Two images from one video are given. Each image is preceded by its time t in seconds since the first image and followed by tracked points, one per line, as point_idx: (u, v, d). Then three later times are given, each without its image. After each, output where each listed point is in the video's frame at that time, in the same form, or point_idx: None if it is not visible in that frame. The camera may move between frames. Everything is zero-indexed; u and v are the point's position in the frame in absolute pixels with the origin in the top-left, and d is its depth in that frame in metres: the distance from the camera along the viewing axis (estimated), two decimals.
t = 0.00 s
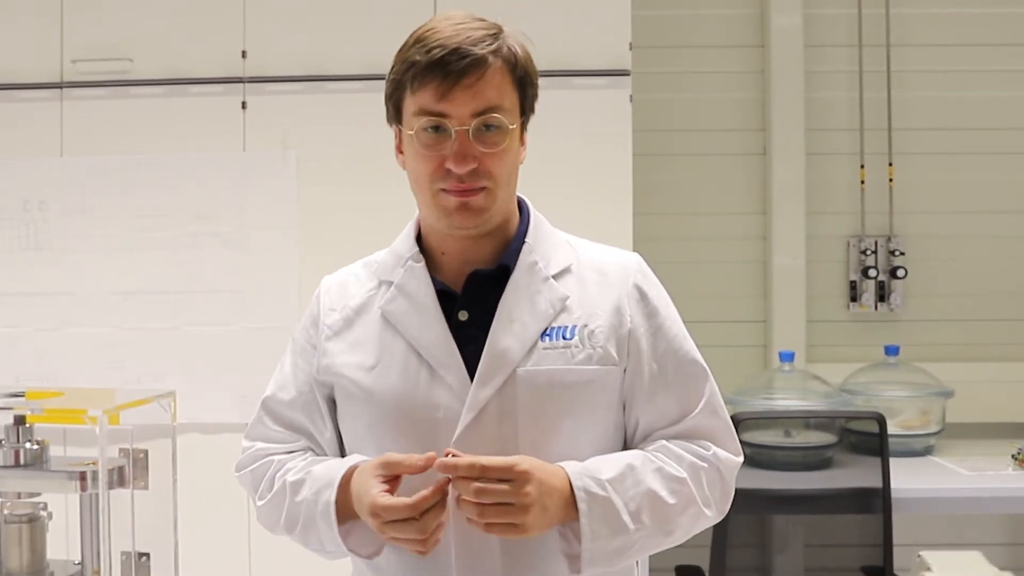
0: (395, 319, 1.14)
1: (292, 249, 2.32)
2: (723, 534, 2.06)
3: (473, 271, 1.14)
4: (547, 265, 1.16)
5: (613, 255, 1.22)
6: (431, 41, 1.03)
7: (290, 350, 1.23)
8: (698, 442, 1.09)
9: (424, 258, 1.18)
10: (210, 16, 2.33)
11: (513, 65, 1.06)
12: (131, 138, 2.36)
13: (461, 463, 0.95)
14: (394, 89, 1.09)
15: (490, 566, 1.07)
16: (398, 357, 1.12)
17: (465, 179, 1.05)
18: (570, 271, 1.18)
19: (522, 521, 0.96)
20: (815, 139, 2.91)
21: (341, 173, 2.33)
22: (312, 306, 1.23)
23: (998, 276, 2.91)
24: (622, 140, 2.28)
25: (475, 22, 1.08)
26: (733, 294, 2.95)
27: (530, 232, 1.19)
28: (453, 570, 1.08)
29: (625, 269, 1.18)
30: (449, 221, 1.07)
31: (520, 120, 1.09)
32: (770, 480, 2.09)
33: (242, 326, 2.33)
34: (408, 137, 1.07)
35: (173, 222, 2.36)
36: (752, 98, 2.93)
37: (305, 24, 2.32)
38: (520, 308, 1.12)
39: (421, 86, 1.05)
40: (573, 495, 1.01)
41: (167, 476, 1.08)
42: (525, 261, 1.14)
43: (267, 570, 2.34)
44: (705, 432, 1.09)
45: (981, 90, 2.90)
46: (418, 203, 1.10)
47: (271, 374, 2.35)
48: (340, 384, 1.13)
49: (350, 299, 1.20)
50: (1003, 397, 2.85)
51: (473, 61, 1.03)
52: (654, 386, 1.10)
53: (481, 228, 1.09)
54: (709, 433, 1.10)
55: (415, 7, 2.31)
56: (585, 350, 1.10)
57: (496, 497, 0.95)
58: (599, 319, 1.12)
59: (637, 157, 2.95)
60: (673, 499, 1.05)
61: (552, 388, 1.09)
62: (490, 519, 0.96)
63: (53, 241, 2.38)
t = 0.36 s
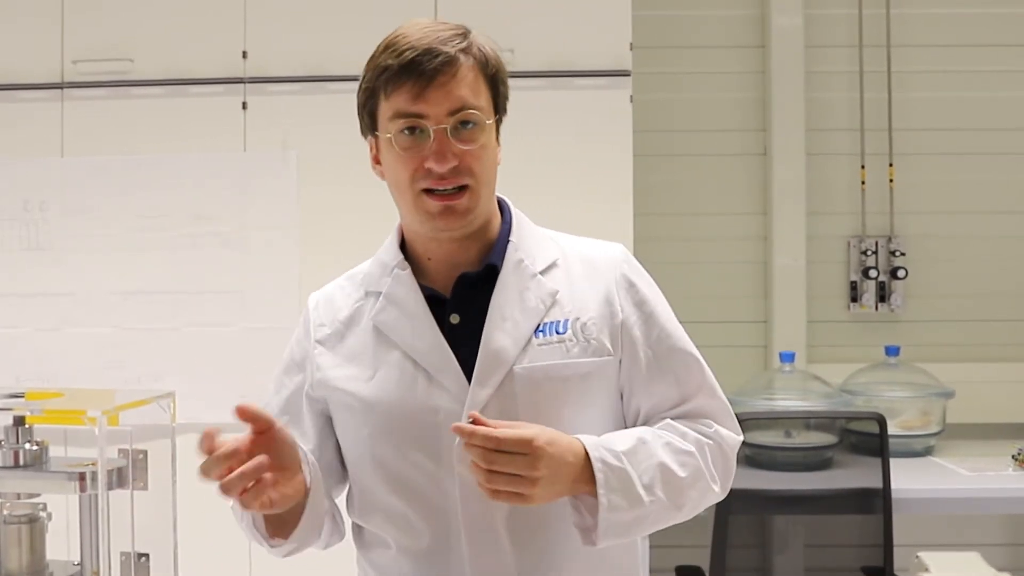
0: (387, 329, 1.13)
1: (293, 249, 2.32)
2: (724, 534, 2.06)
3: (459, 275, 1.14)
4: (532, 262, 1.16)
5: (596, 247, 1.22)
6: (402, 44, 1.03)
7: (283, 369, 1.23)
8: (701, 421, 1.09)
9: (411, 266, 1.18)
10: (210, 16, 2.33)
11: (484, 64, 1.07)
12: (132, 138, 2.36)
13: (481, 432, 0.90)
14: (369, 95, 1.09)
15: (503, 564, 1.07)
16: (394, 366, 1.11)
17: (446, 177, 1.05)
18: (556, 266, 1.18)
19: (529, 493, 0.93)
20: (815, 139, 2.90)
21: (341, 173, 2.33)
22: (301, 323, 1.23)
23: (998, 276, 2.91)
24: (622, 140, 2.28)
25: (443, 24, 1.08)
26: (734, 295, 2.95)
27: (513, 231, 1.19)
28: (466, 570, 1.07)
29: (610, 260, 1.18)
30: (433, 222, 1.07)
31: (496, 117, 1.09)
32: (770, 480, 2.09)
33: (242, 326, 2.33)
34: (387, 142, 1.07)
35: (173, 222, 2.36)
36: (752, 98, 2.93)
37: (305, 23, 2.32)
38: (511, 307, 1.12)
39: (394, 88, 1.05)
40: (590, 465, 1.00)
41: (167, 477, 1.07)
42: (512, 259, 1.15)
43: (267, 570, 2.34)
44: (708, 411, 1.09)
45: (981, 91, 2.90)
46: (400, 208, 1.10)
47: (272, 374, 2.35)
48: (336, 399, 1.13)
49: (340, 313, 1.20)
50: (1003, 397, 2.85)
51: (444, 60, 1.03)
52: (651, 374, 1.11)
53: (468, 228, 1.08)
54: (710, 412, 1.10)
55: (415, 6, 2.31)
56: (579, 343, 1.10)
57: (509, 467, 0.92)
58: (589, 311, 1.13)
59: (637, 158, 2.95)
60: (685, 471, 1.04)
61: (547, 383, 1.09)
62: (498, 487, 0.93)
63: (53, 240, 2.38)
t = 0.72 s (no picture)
0: (390, 322, 1.13)
1: (292, 249, 2.33)
2: (723, 534, 2.06)
3: (470, 272, 1.15)
4: (542, 266, 1.16)
5: (606, 256, 1.22)
6: (446, 47, 1.01)
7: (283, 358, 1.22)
8: (702, 436, 1.11)
9: (418, 260, 1.19)
10: (210, 16, 2.34)
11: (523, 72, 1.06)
12: (132, 138, 2.36)
13: (604, 429, 0.92)
14: (401, 93, 1.07)
15: (494, 566, 1.07)
16: (396, 360, 1.11)
17: (479, 186, 1.05)
18: (565, 272, 1.18)
19: (609, 492, 0.96)
20: (815, 139, 2.91)
21: (341, 174, 2.33)
22: (304, 312, 1.23)
23: (998, 276, 2.91)
24: (622, 141, 2.28)
25: (480, 26, 1.07)
26: (733, 295, 2.95)
27: (525, 234, 1.19)
28: (454, 570, 1.08)
29: (620, 270, 1.18)
30: (460, 227, 1.06)
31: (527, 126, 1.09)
32: (770, 480, 2.09)
33: (242, 326, 2.34)
34: (421, 143, 1.05)
35: (174, 223, 2.36)
36: (752, 98, 2.93)
37: (305, 24, 2.32)
38: (517, 309, 1.12)
39: (435, 92, 1.03)
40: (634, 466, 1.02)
41: (167, 476, 1.08)
42: (520, 262, 1.15)
43: (267, 570, 2.34)
44: (711, 426, 1.11)
45: (981, 91, 2.90)
46: (425, 207, 1.09)
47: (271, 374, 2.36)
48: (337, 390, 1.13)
49: (344, 305, 1.19)
50: (1003, 397, 2.85)
51: (490, 69, 1.02)
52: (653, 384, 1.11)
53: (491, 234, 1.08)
54: (711, 428, 1.11)
55: (415, 7, 2.31)
56: (583, 350, 1.10)
57: (609, 465, 0.94)
58: (595, 319, 1.13)
59: (637, 158, 2.95)
60: (705, 478, 1.06)
61: (548, 388, 1.09)
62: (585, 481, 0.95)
63: (53, 240, 2.39)
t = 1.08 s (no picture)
0: (394, 320, 1.13)
1: (292, 249, 2.33)
2: (722, 535, 2.07)
3: (474, 272, 1.14)
4: (544, 266, 1.16)
5: (606, 256, 1.23)
6: (451, 54, 1.01)
7: (278, 352, 1.20)
8: (698, 437, 1.11)
9: (418, 258, 1.18)
10: (210, 16, 2.34)
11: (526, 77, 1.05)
12: (132, 138, 2.36)
13: (580, 405, 0.93)
14: (404, 97, 1.07)
15: (496, 564, 1.07)
16: (400, 359, 1.12)
17: (482, 194, 1.05)
18: (565, 272, 1.18)
19: (604, 477, 0.96)
20: (815, 140, 2.91)
21: (342, 174, 2.33)
22: (300, 307, 1.21)
23: (998, 276, 2.91)
24: (623, 141, 2.28)
25: (484, 29, 1.06)
26: (733, 295, 2.95)
27: (525, 234, 1.19)
28: (457, 569, 1.07)
29: (620, 271, 1.19)
30: (463, 234, 1.07)
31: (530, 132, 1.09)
32: (770, 480, 2.09)
33: (242, 327, 2.34)
34: (424, 150, 1.05)
35: (174, 223, 2.36)
36: (752, 98, 2.93)
37: (305, 24, 2.32)
38: (520, 309, 1.12)
39: (439, 100, 1.03)
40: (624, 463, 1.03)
41: (167, 475, 1.08)
42: (523, 262, 1.15)
43: (267, 570, 2.34)
44: (705, 428, 1.11)
45: (981, 92, 2.90)
46: (427, 213, 1.09)
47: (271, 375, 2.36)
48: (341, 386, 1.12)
49: (343, 301, 1.18)
50: (1004, 398, 2.85)
51: (495, 76, 1.01)
52: (654, 385, 1.12)
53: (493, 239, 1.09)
54: (709, 429, 1.12)
55: (415, 7, 2.31)
56: (585, 350, 1.11)
57: (597, 445, 0.95)
58: (597, 320, 1.13)
59: (637, 158, 2.96)
60: (697, 478, 1.07)
61: (550, 389, 1.09)
62: (578, 466, 0.95)
63: (54, 241, 2.39)
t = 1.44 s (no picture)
0: (392, 323, 1.13)
1: (292, 249, 2.33)
2: (722, 535, 2.07)
3: (472, 272, 1.15)
4: (541, 266, 1.17)
5: (601, 256, 1.23)
6: (453, 54, 1.00)
7: (272, 355, 1.20)
8: (698, 434, 1.12)
9: (416, 259, 1.18)
10: (210, 16, 2.34)
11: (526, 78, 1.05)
12: (132, 138, 2.36)
13: (598, 404, 0.94)
14: (404, 97, 1.06)
15: (499, 565, 1.06)
16: (398, 361, 1.12)
17: (483, 195, 1.05)
18: (562, 272, 1.18)
19: (615, 482, 0.95)
20: (815, 140, 2.91)
21: (342, 174, 2.33)
22: (297, 306, 1.21)
23: (998, 276, 2.91)
24: (623, 142, 2.28)
25: (484, 30, 1.06)
26: (733, 296, 2.95)
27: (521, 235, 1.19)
28: (461, 570, 1.07)
29: (617, 271, 1.19)
30: (463, 235, 1.06)
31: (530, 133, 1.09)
32: (770, 481, 2.09)
33: (242, 327, 2.34)
34: (424, 152, 1.05)
35: (173, 223, 2.36)
36: (752, 99, 2.93)
37: (305, 24, 2.32)
38: (519, 309, 1.12)
39: (439, 100, 1.02)
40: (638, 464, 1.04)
41: (167, 475, 1.08)
42: (521, 262, 1.15)
43: (266, 569, 2.34)
44: (704, 424, 1.13)
45: (981, 92, 2.90)
46: (427, 214, 1.09)
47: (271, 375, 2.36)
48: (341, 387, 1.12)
49: (339, 303, 1.18)
50: (1004, 399, 2.85)
51: (496, 78, 1.01)
52: (653, 383, 1.13)
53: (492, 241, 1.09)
54: (707, 426, 1.13)
55: (415, 7, 2.31)
56: (585, 350, 1.11)
57: (611, 448, 0.95)
58: (596, 319, 1.13)
59: (637, 159, 2.96)
60: (703, 475, 1.08)
61: (550, 389, 1.09)
62: (590, 468, 0.95)
63: (54, 241, 2.39)
